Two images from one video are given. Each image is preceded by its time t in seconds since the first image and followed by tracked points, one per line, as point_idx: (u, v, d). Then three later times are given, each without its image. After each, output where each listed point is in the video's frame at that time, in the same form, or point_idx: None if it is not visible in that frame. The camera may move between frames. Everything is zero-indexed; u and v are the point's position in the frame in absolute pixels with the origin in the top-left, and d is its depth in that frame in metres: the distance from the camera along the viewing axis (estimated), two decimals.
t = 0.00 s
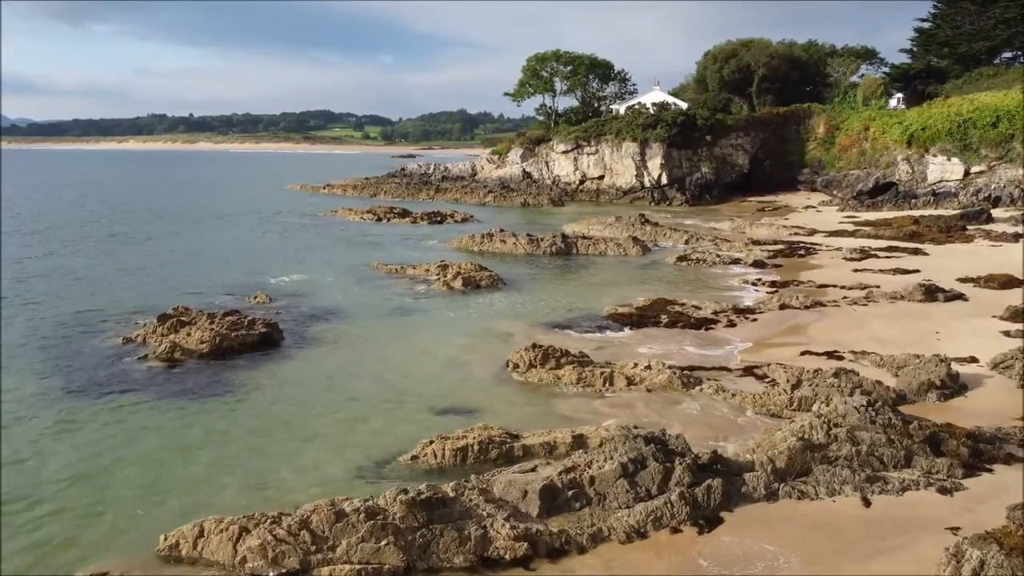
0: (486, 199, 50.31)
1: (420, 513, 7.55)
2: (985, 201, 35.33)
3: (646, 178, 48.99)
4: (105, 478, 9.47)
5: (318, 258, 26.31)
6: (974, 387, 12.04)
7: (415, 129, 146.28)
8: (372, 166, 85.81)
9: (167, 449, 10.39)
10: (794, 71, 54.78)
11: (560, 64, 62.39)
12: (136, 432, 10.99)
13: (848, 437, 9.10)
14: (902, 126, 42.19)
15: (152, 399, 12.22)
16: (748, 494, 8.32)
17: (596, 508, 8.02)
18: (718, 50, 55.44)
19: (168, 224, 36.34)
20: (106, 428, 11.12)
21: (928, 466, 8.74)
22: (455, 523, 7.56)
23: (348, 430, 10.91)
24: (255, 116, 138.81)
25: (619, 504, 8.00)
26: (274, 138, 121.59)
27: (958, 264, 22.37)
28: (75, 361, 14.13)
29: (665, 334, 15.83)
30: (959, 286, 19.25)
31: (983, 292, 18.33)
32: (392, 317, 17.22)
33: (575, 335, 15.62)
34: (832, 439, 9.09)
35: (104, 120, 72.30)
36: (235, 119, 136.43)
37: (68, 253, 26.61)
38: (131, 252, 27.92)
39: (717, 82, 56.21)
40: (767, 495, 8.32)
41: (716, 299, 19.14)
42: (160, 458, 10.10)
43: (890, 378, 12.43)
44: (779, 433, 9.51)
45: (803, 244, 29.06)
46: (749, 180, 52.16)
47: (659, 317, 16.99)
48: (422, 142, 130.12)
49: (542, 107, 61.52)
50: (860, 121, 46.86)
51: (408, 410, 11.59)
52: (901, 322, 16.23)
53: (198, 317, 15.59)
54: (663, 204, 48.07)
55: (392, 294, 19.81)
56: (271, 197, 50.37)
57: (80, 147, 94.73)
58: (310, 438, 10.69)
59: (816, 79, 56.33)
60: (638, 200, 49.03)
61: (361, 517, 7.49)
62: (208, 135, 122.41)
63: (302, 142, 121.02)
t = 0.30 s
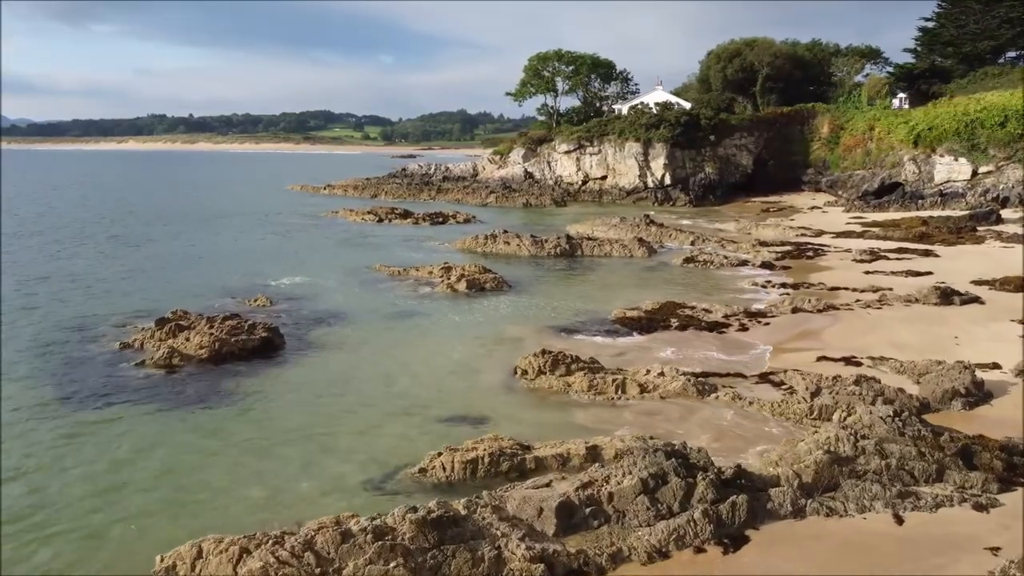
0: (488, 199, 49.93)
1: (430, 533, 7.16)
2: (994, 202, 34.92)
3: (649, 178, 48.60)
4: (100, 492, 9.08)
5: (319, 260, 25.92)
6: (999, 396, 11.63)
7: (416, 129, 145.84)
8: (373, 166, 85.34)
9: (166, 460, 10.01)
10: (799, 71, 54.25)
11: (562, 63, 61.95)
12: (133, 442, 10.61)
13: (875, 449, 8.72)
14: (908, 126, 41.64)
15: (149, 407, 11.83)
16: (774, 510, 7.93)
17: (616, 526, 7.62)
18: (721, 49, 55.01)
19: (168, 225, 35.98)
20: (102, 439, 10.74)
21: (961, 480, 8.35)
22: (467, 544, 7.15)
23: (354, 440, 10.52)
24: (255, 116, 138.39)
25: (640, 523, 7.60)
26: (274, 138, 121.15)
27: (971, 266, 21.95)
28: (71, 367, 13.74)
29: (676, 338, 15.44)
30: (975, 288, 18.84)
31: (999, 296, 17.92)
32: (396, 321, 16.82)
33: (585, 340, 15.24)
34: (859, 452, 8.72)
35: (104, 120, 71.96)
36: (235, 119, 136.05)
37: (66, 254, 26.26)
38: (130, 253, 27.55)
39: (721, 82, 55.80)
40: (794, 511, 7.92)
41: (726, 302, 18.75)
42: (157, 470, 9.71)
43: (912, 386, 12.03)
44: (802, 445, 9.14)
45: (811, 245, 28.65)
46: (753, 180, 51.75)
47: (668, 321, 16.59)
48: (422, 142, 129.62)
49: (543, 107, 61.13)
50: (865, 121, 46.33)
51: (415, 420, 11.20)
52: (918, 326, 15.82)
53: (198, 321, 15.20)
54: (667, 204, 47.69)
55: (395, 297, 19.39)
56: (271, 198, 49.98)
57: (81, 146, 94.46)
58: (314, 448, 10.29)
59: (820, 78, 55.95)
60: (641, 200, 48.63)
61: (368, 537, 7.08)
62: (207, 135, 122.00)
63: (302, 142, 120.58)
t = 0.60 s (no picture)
0: (489, 200, 49.58)
1: (442, 554, 6.76)
2: (1002, 203, 34.30)
3: (652, 179, 48.23)
4: (94, 506, 8.70)
5: (320, 261, 25.54)
6: None
7: (416, 130, 145.50)
8: (373, 167, 84.92)
9: (163, 472, 9.63)
10: (803, 70, 53.59)
11: (564, 63, 61.62)
12: (129, 453, 10.23)
13: (905, 462, 8.33)
14: (914, 126, 40.98)
15: (146, 416, 11.45)
16: (802, 528, 7.54)
17: (636, 545, 7.22)
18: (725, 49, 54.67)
19: (168, 226, 35.63)
20: (97, 449, 10.37)
21: (996, 494, 7.98)
22: (482, 566, 6.75)
23: (358, 449, 10.14)
24: (256, 116, 138.11)
25: (662, 542, 7.20)
26: (274, 138, 120.86)
27: (984, 267, 21.55)
28: (65, 373, 13.37)
29: (687, 343, 15.07)
30: (990, 291, 18.47)
31: (1016, 299, 17.55)
32: (400, 324, 16.45)
33: (593, 345, 14.86)
34: (888, 465, 8.33)
35: (104, 121, 71.68)
36: (235, 119, 135.69)
37: (62, 255, 25.88)
38: (128, 255, 27.17)
39: (724, 81, 55.44)
40: (823, 529, 7.53)
41: (736, 305, 18.38)
42: (154, 482, 9.33)
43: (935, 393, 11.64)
44: (826, 457, 8.77)
45: (819, 246, 28.27)
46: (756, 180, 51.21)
47: (679, 324, 16.22)
48: (422, 143, 129.30)
49: (545, 107, 60.77)
50: (870, 121, 45.55)
51: (420, 428, 10.81)
52: (935, 330, 15.45)
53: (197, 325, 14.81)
54: (670, 205, 47.31)
55: (398, 300, 18.99)
56: (272, 199, 49.63)
57: (81, 146, 94.16)
58: (317, 460, 9.90)
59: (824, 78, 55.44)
60: (644, 201, 48.26)
61: (376, 559, 6.68)
62: (207, 136, 121.66)
63: (302, 142, 120.27)
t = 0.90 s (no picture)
0: (491, 200, 49.22)
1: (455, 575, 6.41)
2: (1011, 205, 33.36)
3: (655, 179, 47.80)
4: (91, 516, 8.36)
5: (322, 262, 25.22)
6: None
7: (416, 130, 145.04)
8: (373, 167, 84.49)
9: (161, 482, 9.25)
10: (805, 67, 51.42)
11: (565, 63, 61.20)
12: (126, 461, 9.87)
13: (936, 475, 7.98)
14: (920, 125, 39.30)
15: (145, 423, 11.11)
16: (832, 546, 7.17)
17: (658, 565, 6.85)
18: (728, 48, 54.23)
19: (168, 227, 35.29)
20: (93, 455, 10.03)
21: None
22: None
23: (365, 459, 9.80)
24: (255, 117, 137.81)
25: (686, 561, 6.82)
26: (274, 139, 120.51)
27: (998, 270, 21.12)
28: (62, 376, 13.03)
29: (698, 347, 14.75)
30: (1006, 293, 18.13)
31: None
32: (405, 327, 16.14)
33: (603, 349, 14.53)
34: (918, 479, 7.98)
35: (103, 121, 71.39)
36: (234, 120, 135.32)
37: (61, 256, 25.56)
38: (127, 256, 26.83)
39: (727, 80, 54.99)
40: (854, 546, 7.15)
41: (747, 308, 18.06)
42: (153, 493, 8.98)
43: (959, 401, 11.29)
44: (853, 469, 8.42)
45: (827, 247, 27.96)
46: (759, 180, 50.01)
47: (689, 328, 15.88)
48: (423, 143, 128.93)
49: (546, 106, 60.30)
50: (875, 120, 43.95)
51: (427, 437, 10.46)
52: (952, 334, 15.11)
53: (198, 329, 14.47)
54: (673, 205, 46.58)
55: (401, 303, 18.60)
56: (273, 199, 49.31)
57: (80, 147, 93.85)
58: (321, 469, 9.53)
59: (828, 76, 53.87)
60: (647, 201, 47.90)
61: None
62: (207, 136, 121.31)
63: (303, 142, 119.92)
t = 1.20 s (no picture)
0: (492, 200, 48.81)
1: None
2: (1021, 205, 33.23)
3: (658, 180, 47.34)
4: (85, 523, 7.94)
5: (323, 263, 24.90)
6: None
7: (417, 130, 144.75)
8: (373, 166, 84.06)
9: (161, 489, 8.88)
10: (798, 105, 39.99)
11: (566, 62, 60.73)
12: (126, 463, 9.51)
13: (971, 490, 7.71)
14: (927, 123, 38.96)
15: (147, 429, 10.76)
16: (867, 566, 6.78)
17: None
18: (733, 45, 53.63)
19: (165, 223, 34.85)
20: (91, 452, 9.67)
21: None
22: None
23: (367, 468, 9.40)
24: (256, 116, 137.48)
25: None
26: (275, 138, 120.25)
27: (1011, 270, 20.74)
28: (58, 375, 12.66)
29: (710, 351, 14.35)
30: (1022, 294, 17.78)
31: None
32: (407, 331, 15.77)
33: (612, 353, 14.15)
34: (953, 493, 7.69)
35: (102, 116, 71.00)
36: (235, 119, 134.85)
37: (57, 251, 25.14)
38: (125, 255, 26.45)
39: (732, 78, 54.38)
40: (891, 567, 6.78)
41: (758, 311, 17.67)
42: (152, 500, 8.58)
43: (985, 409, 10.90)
44: (881, 481, 8.17)
45: (836, 248, 27.52)
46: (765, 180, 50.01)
47: (700, 331, 15.50)
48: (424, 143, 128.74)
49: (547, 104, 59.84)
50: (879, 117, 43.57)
51: (432, 447, 10.07)
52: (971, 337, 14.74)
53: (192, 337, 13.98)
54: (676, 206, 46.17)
55: (397, 308, 18.04)
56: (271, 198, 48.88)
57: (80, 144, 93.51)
58: (323, 479, 9.12)
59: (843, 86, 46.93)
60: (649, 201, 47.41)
61: None
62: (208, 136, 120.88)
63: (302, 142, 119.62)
